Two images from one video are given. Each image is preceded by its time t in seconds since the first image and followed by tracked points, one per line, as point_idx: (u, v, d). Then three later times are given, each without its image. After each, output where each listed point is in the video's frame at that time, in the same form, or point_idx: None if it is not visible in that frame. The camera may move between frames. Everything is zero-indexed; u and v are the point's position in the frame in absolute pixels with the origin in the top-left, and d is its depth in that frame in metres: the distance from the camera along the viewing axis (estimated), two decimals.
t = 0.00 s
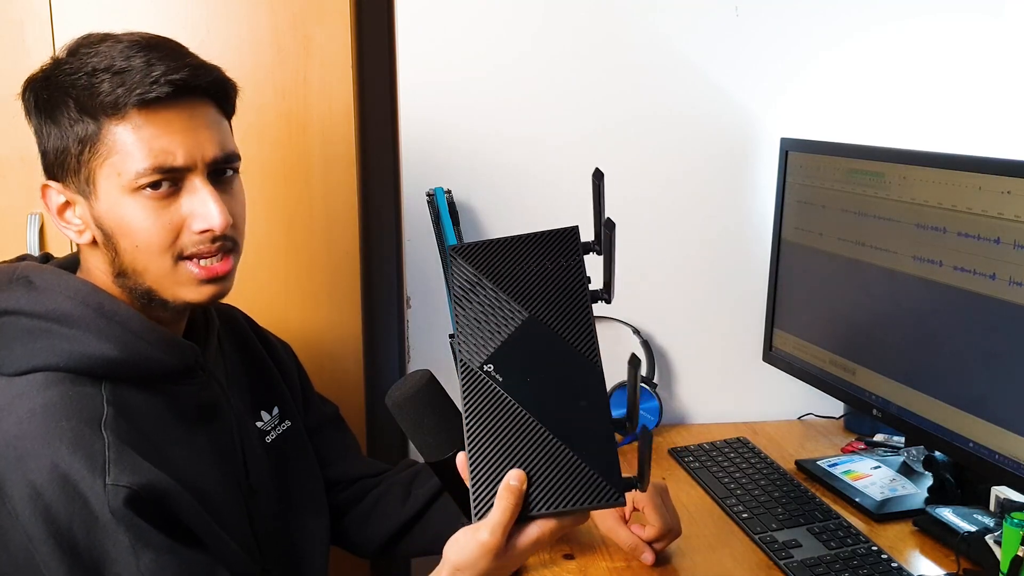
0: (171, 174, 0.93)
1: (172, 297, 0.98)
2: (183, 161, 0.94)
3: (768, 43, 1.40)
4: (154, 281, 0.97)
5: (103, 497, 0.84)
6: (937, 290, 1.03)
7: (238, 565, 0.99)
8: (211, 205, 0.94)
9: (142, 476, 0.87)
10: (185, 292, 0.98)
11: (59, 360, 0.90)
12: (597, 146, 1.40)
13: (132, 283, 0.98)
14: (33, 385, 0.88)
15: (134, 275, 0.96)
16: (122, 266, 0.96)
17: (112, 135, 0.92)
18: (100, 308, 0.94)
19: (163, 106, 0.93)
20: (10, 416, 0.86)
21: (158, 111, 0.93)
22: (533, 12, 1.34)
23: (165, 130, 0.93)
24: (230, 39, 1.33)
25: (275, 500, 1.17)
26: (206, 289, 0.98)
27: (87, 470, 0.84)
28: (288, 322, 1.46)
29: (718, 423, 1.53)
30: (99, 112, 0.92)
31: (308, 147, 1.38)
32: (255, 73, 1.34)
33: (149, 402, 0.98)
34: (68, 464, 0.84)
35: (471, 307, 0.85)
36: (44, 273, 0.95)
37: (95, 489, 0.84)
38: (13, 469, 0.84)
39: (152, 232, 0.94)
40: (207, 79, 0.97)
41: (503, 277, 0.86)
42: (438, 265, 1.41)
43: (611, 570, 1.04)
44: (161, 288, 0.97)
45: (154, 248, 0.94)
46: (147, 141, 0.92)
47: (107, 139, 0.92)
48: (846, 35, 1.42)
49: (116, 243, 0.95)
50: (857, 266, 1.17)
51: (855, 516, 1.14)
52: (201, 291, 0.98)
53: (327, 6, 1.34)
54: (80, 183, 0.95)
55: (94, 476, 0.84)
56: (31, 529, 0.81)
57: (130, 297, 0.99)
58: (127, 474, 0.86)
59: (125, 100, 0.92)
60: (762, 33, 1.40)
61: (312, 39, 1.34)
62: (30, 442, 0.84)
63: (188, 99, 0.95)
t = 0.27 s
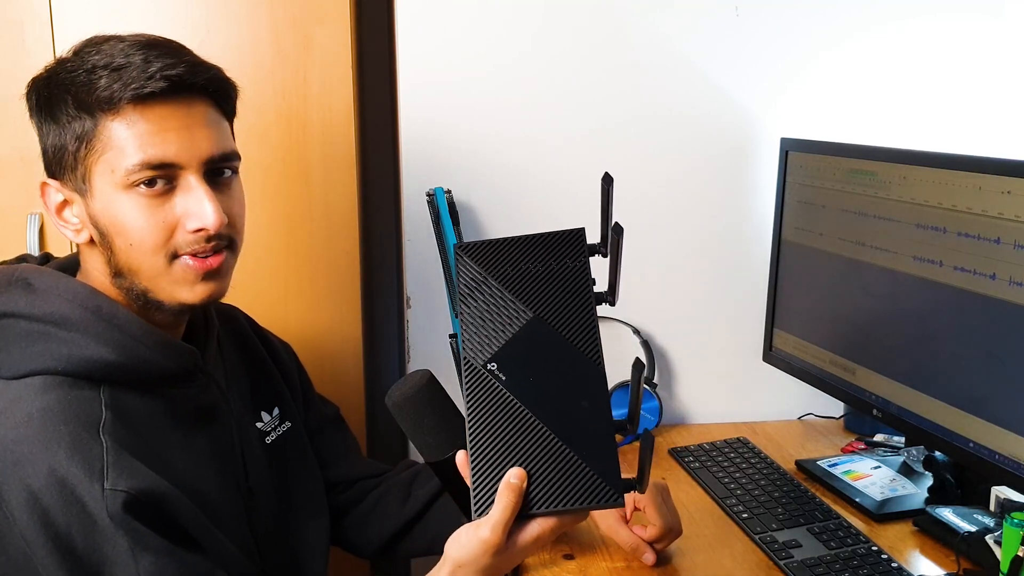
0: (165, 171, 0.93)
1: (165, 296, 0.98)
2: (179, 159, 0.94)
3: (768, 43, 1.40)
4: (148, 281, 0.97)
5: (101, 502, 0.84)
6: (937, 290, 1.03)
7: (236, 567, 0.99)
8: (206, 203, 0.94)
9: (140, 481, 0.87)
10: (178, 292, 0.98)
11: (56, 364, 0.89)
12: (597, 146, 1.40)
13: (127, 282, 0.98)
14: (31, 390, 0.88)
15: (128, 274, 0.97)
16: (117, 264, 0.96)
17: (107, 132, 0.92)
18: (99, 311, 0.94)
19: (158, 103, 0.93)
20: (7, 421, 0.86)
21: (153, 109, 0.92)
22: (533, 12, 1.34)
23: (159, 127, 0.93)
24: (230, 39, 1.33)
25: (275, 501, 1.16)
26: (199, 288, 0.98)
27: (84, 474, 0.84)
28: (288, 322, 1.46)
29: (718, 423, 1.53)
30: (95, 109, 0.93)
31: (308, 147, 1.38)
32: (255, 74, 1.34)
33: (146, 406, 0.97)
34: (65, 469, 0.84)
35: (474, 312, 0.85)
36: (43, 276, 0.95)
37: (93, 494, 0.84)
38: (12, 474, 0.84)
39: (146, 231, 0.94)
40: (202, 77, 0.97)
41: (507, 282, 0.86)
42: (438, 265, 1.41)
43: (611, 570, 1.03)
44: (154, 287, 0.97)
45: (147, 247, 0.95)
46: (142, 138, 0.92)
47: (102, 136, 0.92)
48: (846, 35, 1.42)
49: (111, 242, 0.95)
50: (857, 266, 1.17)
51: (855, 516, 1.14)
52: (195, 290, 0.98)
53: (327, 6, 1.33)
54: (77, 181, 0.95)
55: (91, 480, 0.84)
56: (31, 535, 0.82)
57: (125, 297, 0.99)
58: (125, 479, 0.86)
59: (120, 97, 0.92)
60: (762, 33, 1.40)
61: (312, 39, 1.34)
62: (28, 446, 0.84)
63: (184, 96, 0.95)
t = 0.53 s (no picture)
0: (191, 161, 0.94)
1: (187, 288, 0.98)
2: (203, 147, 0.94)
3: (768, 43, 1.40)
4: (171, 272, 0.97)
5: (100, 502, 0.84)
6: (937, 290, 1.03)
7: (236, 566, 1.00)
8: (232, 189, 0.95)
9: (140, 480, 0.87)
10: (203, 280, 0.98)
11: (56, 365, 0.89)
12: (597, 146, 1.40)
13: (146, 276, 0.97)
14: (29, 391, 0.88)
15: (151, 265, 0.96)
16: (139, 256, 0.96)
17: (129, 123, 0.93)
18: (99, 311, 0.94)
19: (181, 94, 0.94)
20: (5, 423, 0.86)
21: (176, 100, 0.94)
22: (533, 12, 1.34)
23: (183, 117, 0.94)
24: (230, 39, 1.33)
25: (274, 501, 1.16)
26: (223, 278, 0.99)
27: (84, 474, 0.84)
28: (288, 322, 1.46)
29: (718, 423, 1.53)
30: (115, 102, 0.93)
31: (309, 147, 1.38)
32: (255, 74, 1.34)
33: (146, 406, 0.98)
34: (64, 469, 0.84)
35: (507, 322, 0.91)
36: (42, 276, 0.95)
37: (93, 493, 0.83)
38: (10, 474, 0.84)
39: (172, 220, 0.94)
40: (215, 68, 0.98)
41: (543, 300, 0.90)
42: (438, 265, 1.41)
43: (611, 570, 1.03)
44: (177, 279, 0.97)
45: (173, 237, 0.95)
46: (166, 128, 0.93)
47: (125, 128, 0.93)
48: (847, 35, 1.42)
49: (134, 233, 0.95)
50: (857, 266, 1.17)
51: (855, 516, 1.14)
52: (219, 278, 0.99)
53: (327, 6, 1.33)
54: (94, 174, 0.95)
55: (91, 480, 0.84)
56: (29, 534, 0.81)
57: (145, 289, 0.99)
58: (124, 478, 0.86)
59: (144, 89, 0.93)
60: (762, 33, 1.40)
61: (312, 39, 1.34)
62: (27, 447, 0.84)
63: (201, 88, 0.97)
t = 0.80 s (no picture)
0: (194, 140, 0.97)
1: (200, 266, 0.99)
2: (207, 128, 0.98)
3: (768, 43, 1.40)
4: (183, 251, 0.98)
5: (121, 496, 0.82)
6: (937, 290, 1.03)
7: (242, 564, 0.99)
8: (239, 165, 0.99)
9: (157, 475, 0.85)
10: (214, 257, 1.00)
11: (71, 362, 0.89)
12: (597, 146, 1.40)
13: (158, 260, 0.98)
14: (45, 389, 0.88)
15: (163, 247, 0.97)
16: (151, 239, 0.97)
17: (135, 109, 0.95)
18: (111, 308, 0.95)
19: (177, 79, 0.98)
20: (22, 420, 0.85)
21: (175, 85, 0.97)
22: (533, 12, 1.34)
23: (182, 100, 0.97)
24: (230, 40, 1.33)
25: (274, 501, 1.16)
26: (234, 253, 1.01)
27: (104, 470, 0.82)
28: (288, 322, 1.46)
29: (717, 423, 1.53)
30: (117, 89, 0.95)
31: (309, 146, 1.38)
32: (254, 73, 1.34)
33: (162, 406, 0.98)
34: (83, 465, 0.82)
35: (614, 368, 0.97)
36: (54, 274, 0.95)
37: (113, 488, 0.82)
38: (28, 470, 0.83)
39: (184, 198, 0.96)
40: (207, 57, 1.02)
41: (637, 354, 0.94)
42: (438, 265, 1.41)
43: (611, 570, 1.03)
44: (189, 259, 0.99)
45: (185, 214, 0.97)
46: (167, 110, 0.96)
47: (128, 113, 0.95)
48: (847, 35, 1.42)
49: (145, 216, 0.96)
50: (857, 266, 1.17)
51: (855, 516, 1.14)
52: (230, 254, 1.00)
53: (327, 7, 1.34)
54: (99, 164, 0.96)
55: (110, 475, 0.82)
56: (50, 531, 0.80)
57: (157, 274, 1.00)
58: (144, 473, 0.84)
59: (143, 76, 0.95)
60: (762, 33, 1.40)
61: (312, 39, 1.34)
62: (45, 443, 0.83)
63: (193, 75, 1.00)
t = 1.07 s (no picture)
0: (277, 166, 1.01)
1: (248, 281, 1.02)
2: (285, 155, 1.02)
3: (768, 43, 1.40)
4: (240, 267, 1.00)
5: (125, 498, 0.83)
6: (937, 291, 1.03)
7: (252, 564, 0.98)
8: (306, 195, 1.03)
9: (162, 477, 0.86)
10: (268, 275, 1.03)
11: (76, 360, 0.89)
12: (596, 146, 1.40)
13: (212, 270, 1.00)
14: (52, 387, 0.88)
15: (225, 259, 0.99)
16: (215, 249, 0.98)
17: (237, 121, 0.97)
18: (116, 305, 0.94)
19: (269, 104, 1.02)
20: (29, 418, 0.85)
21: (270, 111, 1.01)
22: (533, 12, 1.34)
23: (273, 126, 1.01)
24: (230, 40, 1.33)
25: (276, 501, 1.16)
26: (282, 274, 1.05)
27: (109, 471, 0.83)
28: (288, 323, 1.46)
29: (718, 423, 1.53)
30: (228, 99, 0.97)
31: (308, 146, 1.38)
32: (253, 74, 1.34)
33: (166, 401, 0.98)
34: (90, 465, 0.83)
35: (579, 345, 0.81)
36: (58, 273, 0.94)
37: (116, 489, 0.83)
38: (34, 469, 0.83)
39: (256, 216, 0.98)
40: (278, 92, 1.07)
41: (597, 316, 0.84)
42: (438, 265, 1.41)
43: (611, 570, 1.03)
44: (240, 273, 1.01)
45: (256, 233, 0.99)
46: (267, 132, 0.99)
47: (236, 125, 0.97)
48: (847, 35, 1.42)
49: (215, 226, 0.97)
50: (857, 266, 1.17)
51: (856, 516, 1.14)
52: (276, 275, 1.05)
53: (326, 6, 1.33)
54: (186, 167, 0.96)
55: (114, 475, 0.83)
56: (53, 528, 0.81)
57: (210, 282, 1.00)
58: (148, 474, 0.85)
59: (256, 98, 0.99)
60: (762, 34, 1.40)
61: (312, 39, 1.34)
62: (53, 442, 0.84)
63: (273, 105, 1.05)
